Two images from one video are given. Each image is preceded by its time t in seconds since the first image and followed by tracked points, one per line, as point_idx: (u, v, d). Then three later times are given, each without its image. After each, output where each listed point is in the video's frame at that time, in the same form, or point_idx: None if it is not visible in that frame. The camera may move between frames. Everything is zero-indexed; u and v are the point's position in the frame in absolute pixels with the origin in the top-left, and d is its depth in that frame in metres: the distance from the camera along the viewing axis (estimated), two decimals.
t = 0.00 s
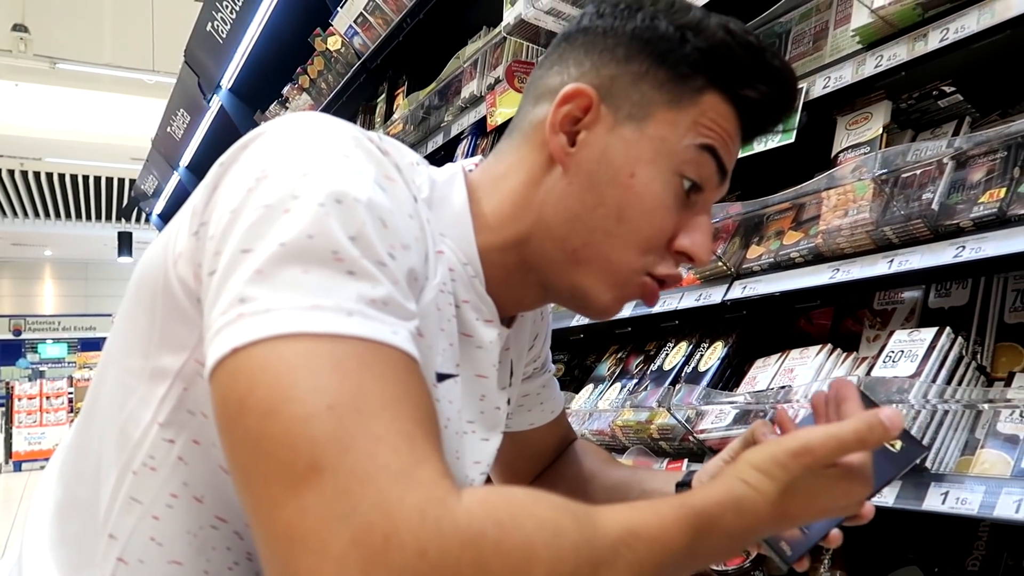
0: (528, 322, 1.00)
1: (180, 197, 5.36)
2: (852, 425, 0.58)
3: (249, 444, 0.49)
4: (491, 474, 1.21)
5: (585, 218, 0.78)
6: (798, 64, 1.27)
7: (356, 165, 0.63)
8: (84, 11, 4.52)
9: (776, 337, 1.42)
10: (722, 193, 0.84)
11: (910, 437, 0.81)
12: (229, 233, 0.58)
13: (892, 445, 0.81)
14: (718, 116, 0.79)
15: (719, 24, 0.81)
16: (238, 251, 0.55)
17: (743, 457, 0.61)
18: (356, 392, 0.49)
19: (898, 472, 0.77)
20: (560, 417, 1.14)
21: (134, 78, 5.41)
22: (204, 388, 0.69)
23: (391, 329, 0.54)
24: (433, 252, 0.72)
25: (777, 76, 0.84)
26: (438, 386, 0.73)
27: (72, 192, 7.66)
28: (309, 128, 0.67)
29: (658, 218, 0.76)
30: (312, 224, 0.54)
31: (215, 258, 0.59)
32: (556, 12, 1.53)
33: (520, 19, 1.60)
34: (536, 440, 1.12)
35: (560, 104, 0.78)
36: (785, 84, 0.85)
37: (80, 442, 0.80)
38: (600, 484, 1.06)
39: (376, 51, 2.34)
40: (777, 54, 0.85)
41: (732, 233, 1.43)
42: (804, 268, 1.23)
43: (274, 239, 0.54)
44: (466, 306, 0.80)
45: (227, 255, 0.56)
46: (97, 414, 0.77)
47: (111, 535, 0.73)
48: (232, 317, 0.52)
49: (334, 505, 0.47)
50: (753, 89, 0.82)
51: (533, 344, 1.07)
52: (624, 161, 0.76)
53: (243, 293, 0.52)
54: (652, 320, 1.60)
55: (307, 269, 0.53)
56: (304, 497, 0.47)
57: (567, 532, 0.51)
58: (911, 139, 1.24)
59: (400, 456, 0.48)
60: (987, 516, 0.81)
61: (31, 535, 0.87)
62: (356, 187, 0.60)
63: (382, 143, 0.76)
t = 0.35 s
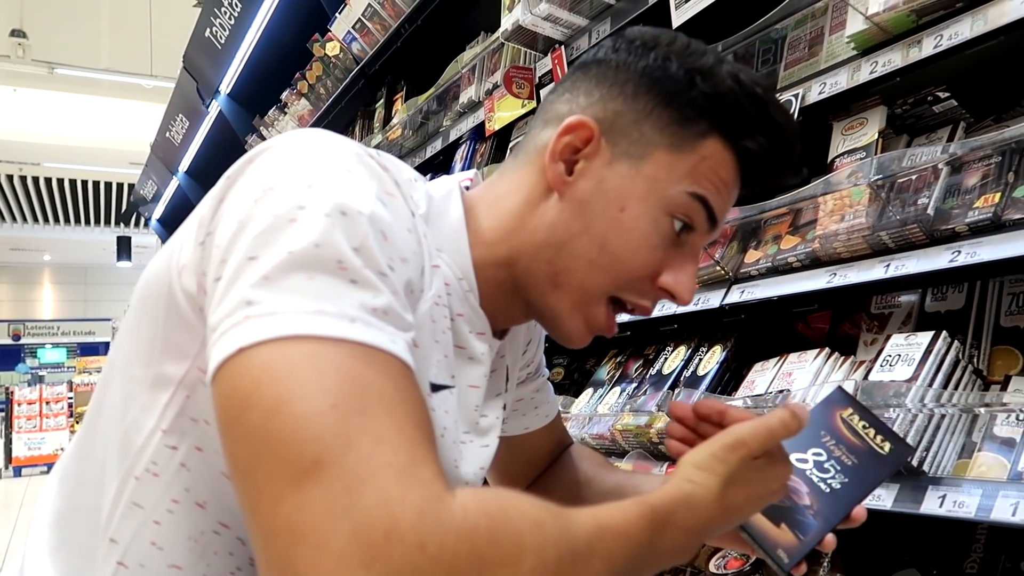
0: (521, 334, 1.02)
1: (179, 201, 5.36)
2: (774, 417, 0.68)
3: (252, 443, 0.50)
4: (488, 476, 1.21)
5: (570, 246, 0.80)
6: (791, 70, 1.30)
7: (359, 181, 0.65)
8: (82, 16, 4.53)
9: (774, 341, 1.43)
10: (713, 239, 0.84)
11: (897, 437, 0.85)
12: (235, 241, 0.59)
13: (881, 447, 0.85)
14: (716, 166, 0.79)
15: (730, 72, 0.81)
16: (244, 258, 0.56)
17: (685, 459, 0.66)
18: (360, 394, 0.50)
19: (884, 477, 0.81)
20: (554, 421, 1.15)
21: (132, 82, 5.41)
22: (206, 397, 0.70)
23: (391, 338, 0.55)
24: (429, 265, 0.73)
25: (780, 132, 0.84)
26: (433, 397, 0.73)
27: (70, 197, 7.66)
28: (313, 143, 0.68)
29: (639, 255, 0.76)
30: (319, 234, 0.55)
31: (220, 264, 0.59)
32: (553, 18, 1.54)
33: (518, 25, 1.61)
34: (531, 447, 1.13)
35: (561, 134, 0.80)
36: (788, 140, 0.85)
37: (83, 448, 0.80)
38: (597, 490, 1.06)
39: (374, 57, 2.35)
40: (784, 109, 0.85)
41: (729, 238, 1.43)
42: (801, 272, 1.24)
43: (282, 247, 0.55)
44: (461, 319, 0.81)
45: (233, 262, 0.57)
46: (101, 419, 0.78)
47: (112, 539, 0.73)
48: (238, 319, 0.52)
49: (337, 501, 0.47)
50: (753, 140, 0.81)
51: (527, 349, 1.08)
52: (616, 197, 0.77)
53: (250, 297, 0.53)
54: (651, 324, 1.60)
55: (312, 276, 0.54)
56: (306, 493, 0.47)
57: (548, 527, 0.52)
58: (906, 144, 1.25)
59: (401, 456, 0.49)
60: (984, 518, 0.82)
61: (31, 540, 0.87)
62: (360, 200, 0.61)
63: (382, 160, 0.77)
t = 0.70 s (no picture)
0: (523, 328, 1.03)
1: (182, 206, 5.37)
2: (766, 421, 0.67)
3: (225, 437, 0.51)
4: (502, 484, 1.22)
5: (564, 231, 0.80)
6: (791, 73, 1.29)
7: (342, 181, 0.65)
8: (86, 21, 4.56)
9: (776, 344, 1.43)
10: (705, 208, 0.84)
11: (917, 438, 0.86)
12: (217, 241, 0.60)
13: (899, 447, 0.85)
14: (697, 133, 0.79)
15: (696, 37, 0.83)
16: (226, 259, 0.57)
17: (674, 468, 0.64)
18: (330, 390, 0.51)
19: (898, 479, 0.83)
20: (565, 423, 1.16)
21: (136, 88, 5.44)
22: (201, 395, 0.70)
23: (369, 336, 0.56)
24: (417, 264, 0.75)
25: (754, 88, 0.85)
26: (421, 394, 0.75)
27: (75, 202, 7.69)
28: (300, 146, 0.69)
29: (633, 230, 0.77)
30: (299, 235, 0.57)
31: (203, 265, 0.61)
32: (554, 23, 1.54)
33: (518, 29, 1.61)
34: (541, 450, 1.14)
35: (538, 125, 0.81)
36: (764, 95, 0.86)
37: (88, 446, 0.82)
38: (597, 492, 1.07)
39: (375, 61, 2.36)
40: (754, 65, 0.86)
41: (729, 240, 1.43)
42: (802, 274, 1.25)
43: (262, 249, 0.56)
44: (453, 315, 0.82)
45: (215, 263, 0.58)
46: (103, 417, 0.79)
47: (111, 534, 0.74)
48: (217, 318, 0.54)
49: (302, 495, 0.48)
50: (729, 99, 0.82)
51: (531, 351, 1.10)
52: (601, 177, 0.78)
53: (228, 296, 0.55)
54: (652, 327, 1.61)
55: (291, 276, 0.55)
56: (273, 487, 0.49)
57: (532, 525, 0.52)
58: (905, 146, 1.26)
59: (369, 451, 0.50)
60: (985, 520, 0.82)
61: (41, 540, 0.89)
62: (340, 201, 0.62)
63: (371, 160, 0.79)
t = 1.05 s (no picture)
0: (533, 341, 1.03)
1: (180, 208, 5.37)
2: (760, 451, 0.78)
3: (225, 452, 0.52)
4: (514, 506, 1.22)
5: (571, 247, 0.81)
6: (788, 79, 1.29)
7: (347, 193, 0.66)
8: (86, 24, 4.56)
9: (770, 348, 1.43)
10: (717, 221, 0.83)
11: (930, 466, 0.79)
12: (222, 253, 0.61)
13: (909, 474, 0.79)
14: (707, 145, 0.78)
15: (706, 43, 0.81)
16: (230, 271, 0.58)
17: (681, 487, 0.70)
18: (329, 406, 0.51)
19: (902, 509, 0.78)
20: (570, 435, 1.16)
21: (135, 90, 5.44)
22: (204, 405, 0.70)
23: (372, 351, 0.56)
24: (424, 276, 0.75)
25: (768, 95, 0.83)
26: (426, 409, 0.76)
27: (73, 204, 7.68)
28: (306, 155, 0.70)
29: (642, 247, 0.77)
30: (302, 247, 0.57)
31: (207, 275, 0.61)
32: (551, 28, 1.55)
33: (516, 34, 1.61)
34: (547, 461, 1.14)
35: (544, 140, 0.81)
36: (778, 103, 0.84)
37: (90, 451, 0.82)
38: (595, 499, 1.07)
39: (374, 65, 2.36)
40: (768, 71, 0.84)
41: (727, 245, 1.44)
42: (797, 280, 1.25)
43: (265, 261, 0.57)
44: (461, 329, 0.82)
45: (219, 274, 0.59)
46: (107, 422, 0.79)
47: (112, 542, 0.75)
48: (219, 331, 0.55)
49: (300, 513, 0.49)
50: (742, 111, 0.80)
51: (540, 363, 1.10)
52: (609, 193, 0.78)
53: (230, 309, 0.55)
54: (649, 331, 1.61)
55: (294, 289, 0.55)
56: (272, 504, 0.50)
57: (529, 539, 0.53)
58: (900, 152, 1.25)
59: (368, 469, 0.51)
60: (979, 526, 0.82)
61: (43, 544, 0.89)
62: (344, 213, 0.62)
63: (377, 171, 0.80)
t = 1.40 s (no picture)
0: (542, 348, 1.04)
1: (181, 210, 5.37)
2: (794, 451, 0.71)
3: (264, 474, 0.52)
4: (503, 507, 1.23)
5: (595, 261, 0.81)
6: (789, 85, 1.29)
7: (375, 204, 0.66)
8: (88, 26, 4.57)
9: (770, 353, 1.44)
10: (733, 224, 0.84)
11: (897, 464, 0.84)
12: (251, 266, 0.62)
13: (880, 475, 0.84)
14: (725, 150, 0.80)
15: (715, 48, 0.82)
16: (261, 284, 0.58)
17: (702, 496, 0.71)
18: (369, 426, 0.52)
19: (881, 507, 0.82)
20: (567, 442, 1.16)
21: (137, 92, 5.45)
22: (223, 415, 0.72)
23: (405, 365, 0.57)
24: (448, 286, 0.76)
25: (780, 97, 0.85)
26: (452, 418, 0.76)
27: (74, 205, 7.69)
28: (331, 165, 0.70)
29: (666, 258, 0.77)
30: (334, 261, 0.58)
31: (238, 289, 0.62)
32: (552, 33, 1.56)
33: (518, 38, 1.62)
34: (542, 467, 1.14)
35: (562, 157, 0.81)
36: (790, 104, 0.86)
37: (97, 464, 0.81)
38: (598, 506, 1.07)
39: (375, 68, 2.37)
40: (779, 74, 0.86)
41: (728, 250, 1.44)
42: (797, 285, 1.25)
43: (297, 274, 0.57)
44: (483, 336, 0.83)
45: (249, 287, 0.59)
46: (118, 435, 0.79)
47: (128, 557, 0.75)
48: (252, 347, 0.55)
49: (346, 536, 0.49)
50: (757, 116, 0.82)
51: (545, 371, 1.09)
52: (630, 206, 0.78)
53: (264, 325, 0.56)
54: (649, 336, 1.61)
55: (327, 304, 0.56)
56: (316, 527, 0.50)
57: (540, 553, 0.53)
58: (901, 159, 1.26)
59: (411, 491, 0.51)
60: (978, 532, 0.82)
61: (50, 552, 0.90)
62: (376, 226, 0.63)
63: (399, 178, 0.80)
